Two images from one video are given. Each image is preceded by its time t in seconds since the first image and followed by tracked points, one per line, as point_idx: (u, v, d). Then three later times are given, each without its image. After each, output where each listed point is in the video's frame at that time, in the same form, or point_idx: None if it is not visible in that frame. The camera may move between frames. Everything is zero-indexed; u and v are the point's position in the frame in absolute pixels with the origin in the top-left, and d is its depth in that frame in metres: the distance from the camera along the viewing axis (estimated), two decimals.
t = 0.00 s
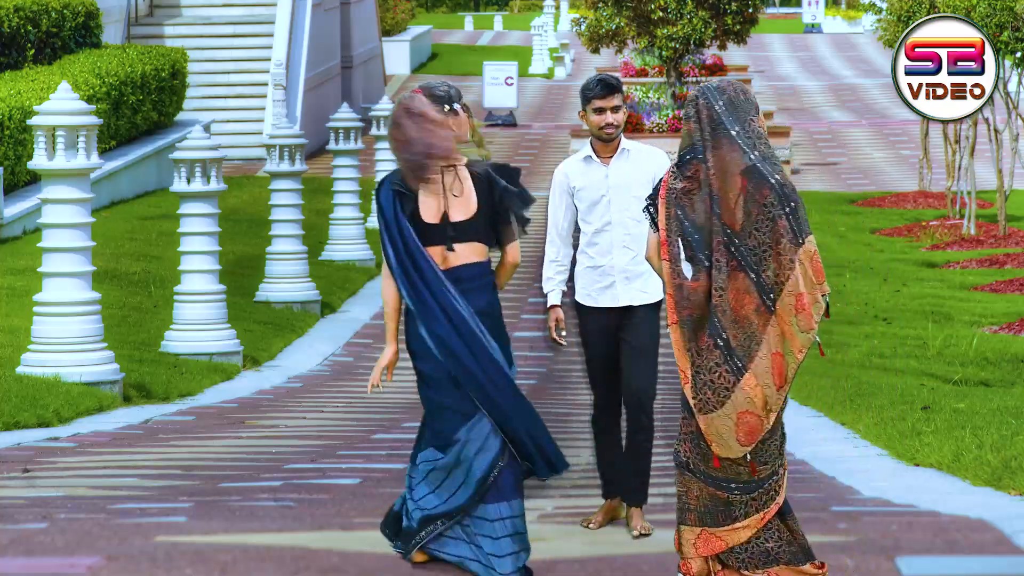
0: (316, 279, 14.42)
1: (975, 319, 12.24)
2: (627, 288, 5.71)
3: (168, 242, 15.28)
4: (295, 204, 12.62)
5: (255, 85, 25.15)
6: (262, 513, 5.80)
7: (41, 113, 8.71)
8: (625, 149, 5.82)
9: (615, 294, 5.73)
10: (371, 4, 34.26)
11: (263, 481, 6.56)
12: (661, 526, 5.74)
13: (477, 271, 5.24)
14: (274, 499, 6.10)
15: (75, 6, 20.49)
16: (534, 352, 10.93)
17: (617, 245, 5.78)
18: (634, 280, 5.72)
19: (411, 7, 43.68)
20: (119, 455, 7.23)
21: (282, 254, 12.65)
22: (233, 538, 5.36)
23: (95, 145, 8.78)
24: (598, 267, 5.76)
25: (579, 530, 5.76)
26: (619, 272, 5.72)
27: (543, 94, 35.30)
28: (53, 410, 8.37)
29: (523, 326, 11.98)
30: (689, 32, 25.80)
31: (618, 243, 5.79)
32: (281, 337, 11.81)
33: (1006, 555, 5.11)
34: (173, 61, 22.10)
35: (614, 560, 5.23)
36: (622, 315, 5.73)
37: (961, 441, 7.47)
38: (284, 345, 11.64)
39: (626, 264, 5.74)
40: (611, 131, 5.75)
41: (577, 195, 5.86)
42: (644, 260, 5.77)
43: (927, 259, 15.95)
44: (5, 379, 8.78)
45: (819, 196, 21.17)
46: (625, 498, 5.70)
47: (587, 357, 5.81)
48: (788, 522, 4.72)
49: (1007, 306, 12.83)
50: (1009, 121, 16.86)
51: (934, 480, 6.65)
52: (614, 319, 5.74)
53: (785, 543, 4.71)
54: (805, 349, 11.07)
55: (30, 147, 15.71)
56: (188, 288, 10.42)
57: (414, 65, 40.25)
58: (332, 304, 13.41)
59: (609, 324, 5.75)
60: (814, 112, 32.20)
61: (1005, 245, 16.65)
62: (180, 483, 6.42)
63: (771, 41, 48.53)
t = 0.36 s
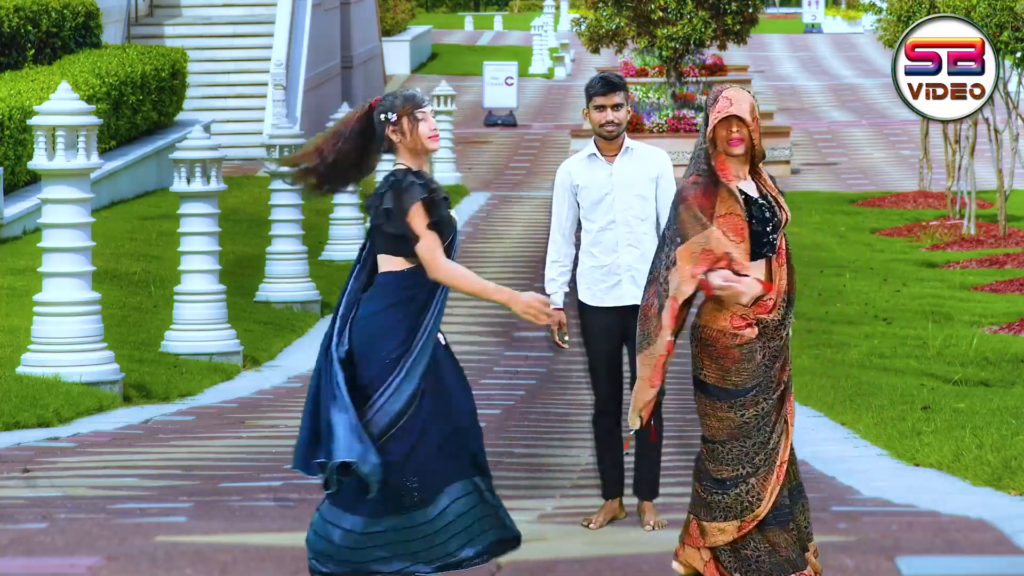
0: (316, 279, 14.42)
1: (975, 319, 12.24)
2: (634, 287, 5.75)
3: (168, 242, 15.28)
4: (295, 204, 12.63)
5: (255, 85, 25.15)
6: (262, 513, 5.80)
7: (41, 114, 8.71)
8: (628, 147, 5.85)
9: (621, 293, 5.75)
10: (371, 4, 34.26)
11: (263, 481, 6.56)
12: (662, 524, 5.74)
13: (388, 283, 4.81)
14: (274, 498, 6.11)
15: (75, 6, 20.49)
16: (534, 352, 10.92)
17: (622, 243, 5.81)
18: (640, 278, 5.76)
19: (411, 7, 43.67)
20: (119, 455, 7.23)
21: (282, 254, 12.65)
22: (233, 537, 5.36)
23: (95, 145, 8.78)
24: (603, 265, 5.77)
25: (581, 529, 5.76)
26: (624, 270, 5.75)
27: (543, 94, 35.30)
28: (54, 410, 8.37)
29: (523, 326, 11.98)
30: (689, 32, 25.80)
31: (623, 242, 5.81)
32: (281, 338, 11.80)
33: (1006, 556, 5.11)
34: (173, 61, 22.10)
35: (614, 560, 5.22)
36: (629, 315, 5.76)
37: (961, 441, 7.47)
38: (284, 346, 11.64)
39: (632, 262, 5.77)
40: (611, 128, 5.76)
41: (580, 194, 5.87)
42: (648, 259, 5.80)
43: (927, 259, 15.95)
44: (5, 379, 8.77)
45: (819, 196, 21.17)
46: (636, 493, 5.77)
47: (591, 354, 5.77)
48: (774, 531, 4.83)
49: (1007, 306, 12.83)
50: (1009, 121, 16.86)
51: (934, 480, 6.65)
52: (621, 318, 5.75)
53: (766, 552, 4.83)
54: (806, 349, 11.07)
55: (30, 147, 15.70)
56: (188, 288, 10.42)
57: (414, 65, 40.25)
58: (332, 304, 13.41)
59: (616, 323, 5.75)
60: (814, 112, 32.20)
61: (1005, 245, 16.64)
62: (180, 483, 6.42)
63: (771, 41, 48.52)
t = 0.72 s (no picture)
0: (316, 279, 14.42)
1: (975, 319, 12.24)
2: (632, 288, 5.73)
3: (168, 242, 15.28)
4: (295, 204, 12.64)
5: (255, 85, 25.16)
6: (262, 513, 5.80)
7: (41, 113, 8.71)
8: (628, 146, 5.88)
9: (619, 292, 5.74)
10: (371, 4, 34.25)
11: (263, 481, 6.55)
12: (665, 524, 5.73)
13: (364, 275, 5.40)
14: (274, 498, 6.10)
15: (75, 6, 20.49)
16: (534, 352, 10.92)
17: (622, 242, 5.80)
18: (638, 278, 5.74)
19: (411, 7, 43.65)
20: (119, 455, 7.23)
21: (282, 254, 12.66)
22: (233, 537, 5.35)
23: (95, 145, 8.78)
24: (602, 265, 5.78)
25: (581, 529, 5.74)
26: (623, 269, 5.74)
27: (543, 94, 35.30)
28: (54, 410, 8.37)
29: (522, 326, 11.98)
30: (689, 32, 25.80)
31: (622, 241, 5.80)
32: (281, 337, 11.81)
33: (1006, 555, 5.11)
34: (173, 61, 22.10)
35: (614, 560, 5.21)
36: (628, 315, 5.75)
37: (961, 441, 7.47)
38: (284, 346, 11.64)
39: (630, 261, 5.76)
40: (604, 127, 5.80)
41: (580, 193, 5.88)
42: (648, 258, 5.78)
43: (927, 259, 15.95)
44: (5, 379, 8.78)
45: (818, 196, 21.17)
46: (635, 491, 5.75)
47: (591, 354, 5.78)
48: (747, 516, 5.01)
49: (1007, 306, 12.83)
50: (1009, 121, 16.85)
51: (934, 480, 6.65)
52: (619, 317, 5.75)
53: (746, 536, 4.98)
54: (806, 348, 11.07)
55: (30, 147, 15.69)
56: (188, 288, 10.42)
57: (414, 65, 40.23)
58: (332, 304, 13.41)
59: (614, 323, 5.75)
60: (814, 112, 32.20)
61: (1005, 245, 16.64)
62: (181, 483, 6.42)
63: (771, 41, 48.50)
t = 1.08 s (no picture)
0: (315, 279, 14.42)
1: (975, 319, 12.24)
2: (627, 287, 5.74)
3: (168, 242, 15.29)
4: (294, 204, 12.65)
5: (255, 85, 25.16)
6: (262, 513, 5.79)
7: (41, 113, 8.71)
8: (622, 147, 5.88)
9: (613, 292, 5.75)
10: (371, 4, 34.26)
11: (263, 481, 6.55)
12: (667, 524, 5.73)
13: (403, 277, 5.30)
14: (274, 499, 6.10)
15: (75, 6, 20.49)
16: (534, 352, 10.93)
17: (615, 242, 5.80)
18: (632, 277, 5.75)
19: (411, 6, 43.64)
20: (119, 455, 7.23)
21: (282, 254, 12.66)
22: (232, 537, 5.35)
23: (95, 145, 8.78)
24: (595, 264, 5.78)
25: (580, 530, 5.72)
26: (617, 269, 5.75)
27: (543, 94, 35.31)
28: (54, 410, 8.37)
29: (523, 326, 11.99)
30: (689, 32, 25.81)
31: (616, 241, 5.81)
32: (281, 338, 11.81)
33: (1006, 556, 5.11)
34: (173, 61, 22.10)
35: (614, 560, 5.20)
36: (624, 314, 5.76)
37: (961, 441, 7.47)
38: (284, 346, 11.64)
39: (625, 261, 5.76)
40: (598, 127, 5.78)
41: (573, 193, 5.88)
42: (642, 258, 5.79)
43: (927, 259, 15.95)
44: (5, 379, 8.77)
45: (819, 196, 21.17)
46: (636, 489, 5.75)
47: (586, 354, 5.78)
48: (707, 515, 5.15)
49: (1007, 306, 12.83)
50: (1009, 121, 16.85)
51: (934, 480, 6.65)
52: (615, 316, 5.76)
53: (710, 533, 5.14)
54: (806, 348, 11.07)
55: (30, 147, 15.70)
56: (188, 288, 10.42)
57: (414, 65, 40.24)
58: (332, 304, 13.41)
59: (610, 322, 5.77)
60: (814, 112, 32.21)
61: (1005, 245, 16.64)
62: (181, 483, 6.42)
63: (771, 41, 48.51)
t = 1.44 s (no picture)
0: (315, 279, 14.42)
1: (975, 319, 12.24)
2: (622, 288, 5.74)
3: (168, 242, 15.29)
4: (294, 204, 12.65)
5: (255, 85, 25.16)
6: (261, 513, 5.79)
7: (41, 113, 8.71)
8: (615, 147, 5.83)
9: (609, 292, 5.75)
10: (371, 4, 34.25)
11: (263, 481, 6.55)
12: (668, 526, 5.72)
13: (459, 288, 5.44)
14: (274, 499, 6.10)
15: (75, 6, 20.49)
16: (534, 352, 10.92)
17: (610, 243, 5.79)
18: (627, 278, 5.74)
19: (410, 6, 43.62)
20: (119, 455, 7.23)
21: (282, 254, 12.66)
22: (232, 537, 5.35)
23: (95, 145, 8.78)
24: (590, 266, 5.78)
25: (580, 531, 5.73)
26: (612, 270, 5.75)
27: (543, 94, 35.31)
28: (54, 410, 8.37)
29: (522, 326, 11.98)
30: (689, 32, 25.81)
31: (611, 241, 5.79)
32: (281, 338, 11.81)
33: (1006, 555, 5.11)
34: (173, 61, 22.10)
35: (614, 560, 5.19)
36: (619, 315, 5.75)
37: (961, 441, 7.47)
38: (284, 346, 11.65)
39: (620, 262, 5.75)
40: (594, 128, 5.75)
41: (567, 194, 5.87)
42: (637, 259, 5.78)
43: (927, 259, 15.95)
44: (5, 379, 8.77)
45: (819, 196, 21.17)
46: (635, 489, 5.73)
47: (583, 358, 5.80)
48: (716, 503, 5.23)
49: (1007, 306, 12.83)
50: (1009, 121, 16.85)
51: (934, 480, 6.65)
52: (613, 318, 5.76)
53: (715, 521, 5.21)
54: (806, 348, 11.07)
55: (30, 147, 15.70)
56: (187, 288, 10.42)
57: (413, 65, 40.23)
58: (332, 304, 13.41)
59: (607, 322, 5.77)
60: (814, 112, 32.21)
61: (1005, 245, 16.64)
62: (180, 483, 6.42)
63: (771, 41, 48.50)
